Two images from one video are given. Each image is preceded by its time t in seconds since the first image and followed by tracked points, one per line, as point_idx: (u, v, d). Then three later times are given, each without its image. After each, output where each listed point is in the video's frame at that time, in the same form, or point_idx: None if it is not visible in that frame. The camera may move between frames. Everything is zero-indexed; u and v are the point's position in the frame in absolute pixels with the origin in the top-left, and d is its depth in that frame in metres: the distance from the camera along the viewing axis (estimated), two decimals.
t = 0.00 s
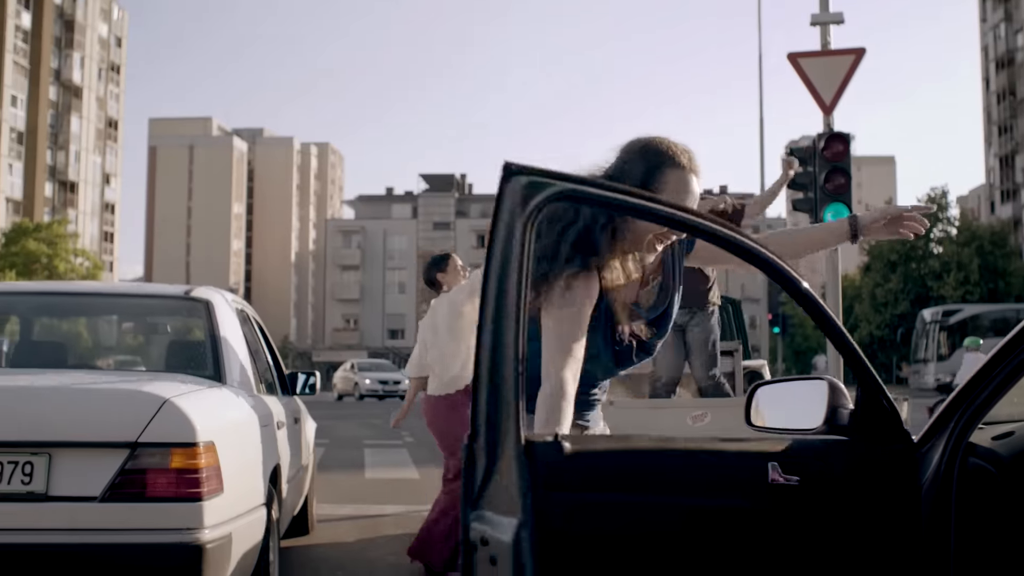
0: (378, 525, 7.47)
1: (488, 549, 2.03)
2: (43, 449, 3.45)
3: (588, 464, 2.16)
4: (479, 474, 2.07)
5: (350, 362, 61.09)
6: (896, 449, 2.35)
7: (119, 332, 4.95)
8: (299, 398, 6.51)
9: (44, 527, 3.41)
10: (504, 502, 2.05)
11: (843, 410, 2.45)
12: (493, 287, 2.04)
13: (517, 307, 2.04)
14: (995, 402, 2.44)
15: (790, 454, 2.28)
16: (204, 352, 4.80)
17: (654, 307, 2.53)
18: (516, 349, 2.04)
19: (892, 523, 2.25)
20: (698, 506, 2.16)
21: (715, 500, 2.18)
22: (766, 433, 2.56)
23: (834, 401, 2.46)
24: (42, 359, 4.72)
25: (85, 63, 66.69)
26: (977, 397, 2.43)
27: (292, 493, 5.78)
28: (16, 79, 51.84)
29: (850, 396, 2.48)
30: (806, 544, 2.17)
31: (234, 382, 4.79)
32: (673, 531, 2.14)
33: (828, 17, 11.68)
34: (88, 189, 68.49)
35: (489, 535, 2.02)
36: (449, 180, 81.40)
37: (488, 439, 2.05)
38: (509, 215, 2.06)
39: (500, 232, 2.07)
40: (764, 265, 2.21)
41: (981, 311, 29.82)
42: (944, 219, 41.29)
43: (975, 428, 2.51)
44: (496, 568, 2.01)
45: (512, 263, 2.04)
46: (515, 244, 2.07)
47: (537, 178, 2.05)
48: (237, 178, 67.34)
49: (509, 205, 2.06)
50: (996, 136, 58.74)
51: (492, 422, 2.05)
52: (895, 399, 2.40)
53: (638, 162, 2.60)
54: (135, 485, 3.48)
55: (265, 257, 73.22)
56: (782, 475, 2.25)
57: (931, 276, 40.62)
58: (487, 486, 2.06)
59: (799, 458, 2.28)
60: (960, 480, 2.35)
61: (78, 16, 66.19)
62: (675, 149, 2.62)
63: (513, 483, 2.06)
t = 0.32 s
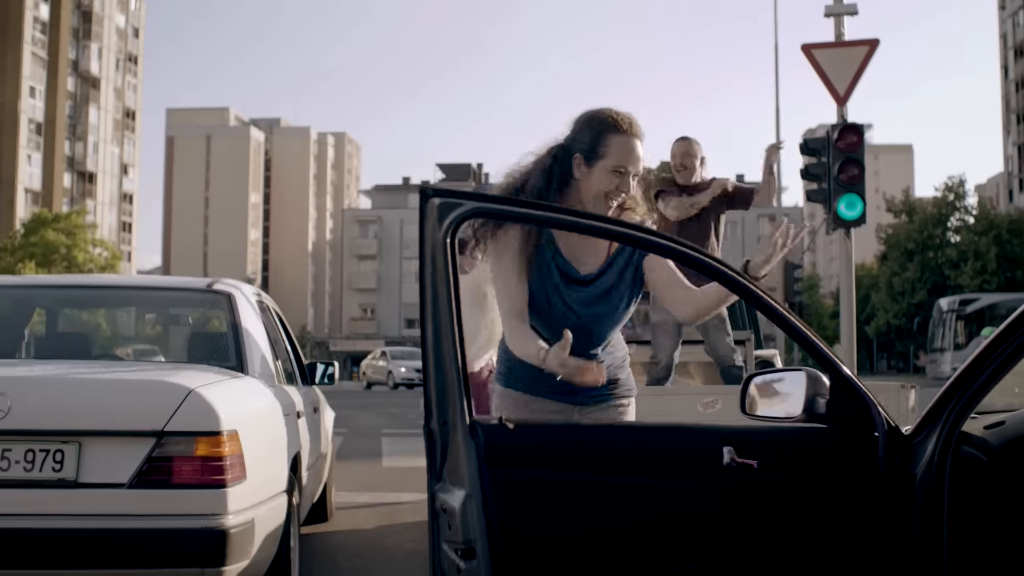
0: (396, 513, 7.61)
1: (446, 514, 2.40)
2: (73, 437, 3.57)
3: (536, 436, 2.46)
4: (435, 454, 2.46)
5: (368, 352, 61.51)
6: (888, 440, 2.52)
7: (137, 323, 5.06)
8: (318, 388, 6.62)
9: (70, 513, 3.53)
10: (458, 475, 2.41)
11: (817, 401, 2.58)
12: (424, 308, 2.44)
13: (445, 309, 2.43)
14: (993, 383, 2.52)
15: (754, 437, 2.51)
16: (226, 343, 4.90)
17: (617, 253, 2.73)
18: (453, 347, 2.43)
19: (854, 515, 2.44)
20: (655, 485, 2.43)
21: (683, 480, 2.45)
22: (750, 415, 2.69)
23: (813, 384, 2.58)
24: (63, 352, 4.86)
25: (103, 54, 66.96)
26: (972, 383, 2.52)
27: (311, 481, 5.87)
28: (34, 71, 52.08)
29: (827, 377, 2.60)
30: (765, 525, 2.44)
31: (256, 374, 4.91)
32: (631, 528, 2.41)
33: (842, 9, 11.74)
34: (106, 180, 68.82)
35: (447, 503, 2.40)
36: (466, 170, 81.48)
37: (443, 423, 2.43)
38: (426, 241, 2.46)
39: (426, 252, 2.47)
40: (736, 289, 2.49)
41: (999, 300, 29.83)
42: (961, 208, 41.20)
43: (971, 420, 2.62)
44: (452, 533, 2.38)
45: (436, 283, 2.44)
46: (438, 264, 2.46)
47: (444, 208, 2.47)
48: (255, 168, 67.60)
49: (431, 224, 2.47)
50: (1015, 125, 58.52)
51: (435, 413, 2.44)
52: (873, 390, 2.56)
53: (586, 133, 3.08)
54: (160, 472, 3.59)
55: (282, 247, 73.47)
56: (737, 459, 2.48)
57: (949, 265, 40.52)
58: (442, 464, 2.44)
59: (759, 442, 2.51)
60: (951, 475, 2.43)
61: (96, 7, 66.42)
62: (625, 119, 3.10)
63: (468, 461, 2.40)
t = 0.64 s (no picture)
0: (407, 501, 7.74)
1: (506, 516, 2.28)
2: (95, 427, 3.69)
3: (594, 437, 2.43)
4: (493, 449, 2.34)
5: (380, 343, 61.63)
6: (879, 427, 2.63)
7: (148, 313, 5.17)
8: (331, 379, 6.73)
9: (96, 500, 3.65)
10: (519, 473, 2.29)
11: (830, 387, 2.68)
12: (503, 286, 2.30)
13: (520, 296, 2.28)
14: (989, 366, 2.61)
15: (778, 430, 2.56)
16: (243, 336, 5.03)
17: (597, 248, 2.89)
18: (527, 335, 2.29)
19: (868, 500, 2.52)
20: (697, 476, 2.44)
21: (712, 470, 2.46)
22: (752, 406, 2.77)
23: (820, 378, 2.68)
24: (80, 342, 4.98)
25: (114, 47, 67.01)
26: (955, 375, 2.62)
27: (323, 469, 5.98)
28: (46, 64, 52.30)
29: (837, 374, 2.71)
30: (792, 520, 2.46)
31: (271, 365, 5.04)
32: (695, 520, 2.41)
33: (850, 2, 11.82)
34: (119, 172, 69.16)
35: (505, 499, 2.29)
36: (476, 161, 81.47)
37: (505, 415, 2.31)
38: (514, 224, 2.31)
39: (507, 231, 2.33)
40: (741, 252, 2.44)
41: (1010, 291, 29.83)
42: (973, 199, 41.03)
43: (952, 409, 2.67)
44: (512, 535, 2.26)
45: (518, 261, 2.29)
46: (524, 244, 2.32)
47: (535, 193, 2.31)
48: (266, 160, 67.74)
49: (515, 204, 2.33)
50: None
51: (508, 398, 2.30)
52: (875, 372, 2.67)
53: (553, 134, 3.31)
54: (179, 461, 3.72)
55: (293, 238, 73.61)
56: (773, 450, 2.53)
57: (960, 256, 40.36)
58: (502, 457, 2.32)
59: (775, 432, 2.57)
60: (944, 456, 2.49)
61: None
62: (590, 125, 3.32)
63: (529, 453, 2.29)
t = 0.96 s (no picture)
0: (413, 494, 7.87)
1: (573, 515, 2.33)
2: (111, 420, 3.82)
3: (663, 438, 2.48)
4: (566, 445, 2.40)
5: (385, 338, 61.72)
6: (874, 420, 2.87)
7: (155, 308, 5.32)
8: (338, 374, 6.87)
9: (109, 491, 3.78)
10: (585, 470, 2.34)
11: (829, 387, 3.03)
12: (587, 294, 2.37)
13: (605, 300, 2.36)
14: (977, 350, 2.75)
15: (811, 426, 2.72)
16: (252, 332, 5.16)
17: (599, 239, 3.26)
18: (606, 330, 2.38)
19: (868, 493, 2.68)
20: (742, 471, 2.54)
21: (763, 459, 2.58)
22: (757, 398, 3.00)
23: (822, 373, 3.05)
24: (97, 340, 5.11)
25: (120, 42, 67.18)
26: (935, 370, 2.77)
27: (331, 462, 6.09)
28: (53, 59, 52.52)
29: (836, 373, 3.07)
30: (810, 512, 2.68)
31: (280, 361, 5.17)
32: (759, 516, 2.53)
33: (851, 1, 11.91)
34: (125, 167, 69.47)
35: (574, 500, 2.33)
36: (482, 156, 81.49)
37: (578, 411, 2.38)
38: (607, 227, 2.37)
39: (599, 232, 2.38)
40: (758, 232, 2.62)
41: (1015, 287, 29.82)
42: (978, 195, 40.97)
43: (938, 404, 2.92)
44: (581, 532, 2.30)
45: (607, 259, 2.37)
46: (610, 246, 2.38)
47: (634, 192, 2.36)
48: (272, 154, 67.88)
49: (612, 205, 2.38)
50: None
51: (586, 400, 2.38)
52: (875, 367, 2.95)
53: (551, 158, 3.55)
54: (191, 453, 3.85)
55: (299, 233, 73.78)
56: (799, 444, 2.64)
57: (965, 251, 40.28)
58: (575, 450, 2.38)
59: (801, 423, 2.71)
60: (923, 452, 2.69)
61: None
62: (584, 145, 3.56)
63: (599, 445, 2.36)
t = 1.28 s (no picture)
0: (414, 491, 8.02)
1: (642, 510, 2.53)
2: (123, 417, 3.97)
3: (717, 449, 2.75)
4: (635, 441, 2.61)
5: (388, 337, 61.88)
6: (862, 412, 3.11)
7: (157, 309, 5.47)
8: (341, 373, 7.00)
9: (123, 482, 3.93)
10: (650, 471, 2.56)
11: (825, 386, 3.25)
12: (669, 299, 2.53)
13: (693, 298, 2.51)
14: (970, 323, 2.96)
15: (827, 434, 2.98)
16: (258, 332, 5.31)
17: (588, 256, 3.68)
18: (686, 331, 2.54)
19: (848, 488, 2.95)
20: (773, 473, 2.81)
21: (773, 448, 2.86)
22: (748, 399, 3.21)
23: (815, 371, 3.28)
24: (105, 340, 5.25)
25: (122, 41, 67.35)
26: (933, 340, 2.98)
27: (334, 460, 6.22)
28: (56, 58, 52.71)
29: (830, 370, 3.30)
30: (808, 511, 2.86)
31: (285, 359, 5.30)
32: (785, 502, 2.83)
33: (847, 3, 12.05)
34: (128, 166, 69.61)
35: (646, 499, 2.53)
36: (483, 156, 81.54)
37: (650, 410, 2.58)
38: (710, 224, 2.51)
39: (690, 242, 2.52)
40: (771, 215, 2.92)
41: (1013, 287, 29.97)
42: (979, 194, 40.96)
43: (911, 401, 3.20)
44: (650, 528, 2.51)
45: (684, 275, 2.51)
46: (701, 252, 2.52)
47: (715, 196, 2.53)
48: (274, 153, 67.99)
49: (709, 211, 2.52)
50: None
51: (658, 397, 2.57)
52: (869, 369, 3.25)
53: (549, 167, 3.80)
54: (201, 448, 4.00)
55: (300, 232, 73.96)
56: (815, 440, 2.95)
57: (965, 251, 40.32)
58: (642, 446, 2.59)
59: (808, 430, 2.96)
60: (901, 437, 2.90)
61: None
62: (580, 162, 3.80)
63: (669, 449, 2.54)
